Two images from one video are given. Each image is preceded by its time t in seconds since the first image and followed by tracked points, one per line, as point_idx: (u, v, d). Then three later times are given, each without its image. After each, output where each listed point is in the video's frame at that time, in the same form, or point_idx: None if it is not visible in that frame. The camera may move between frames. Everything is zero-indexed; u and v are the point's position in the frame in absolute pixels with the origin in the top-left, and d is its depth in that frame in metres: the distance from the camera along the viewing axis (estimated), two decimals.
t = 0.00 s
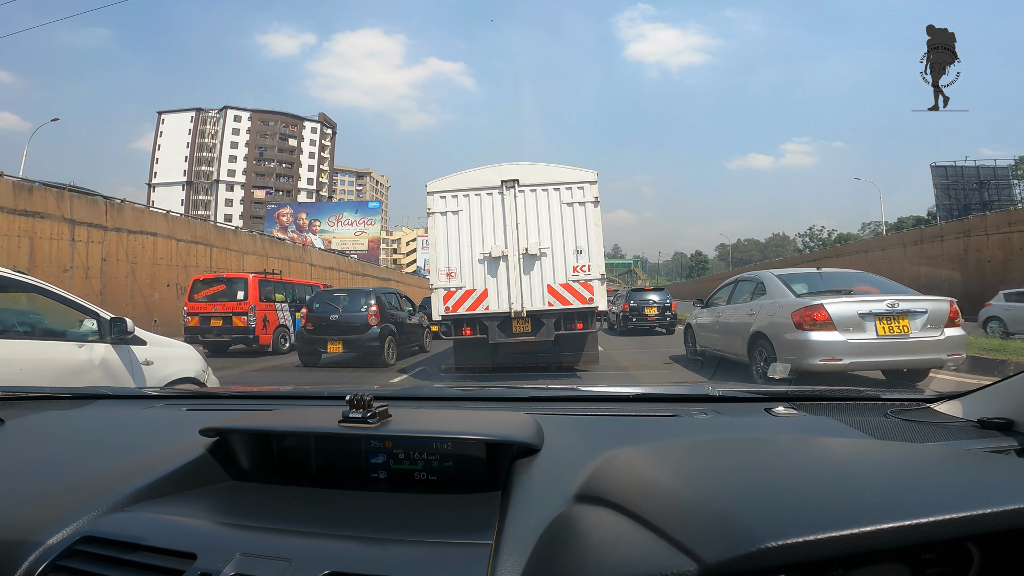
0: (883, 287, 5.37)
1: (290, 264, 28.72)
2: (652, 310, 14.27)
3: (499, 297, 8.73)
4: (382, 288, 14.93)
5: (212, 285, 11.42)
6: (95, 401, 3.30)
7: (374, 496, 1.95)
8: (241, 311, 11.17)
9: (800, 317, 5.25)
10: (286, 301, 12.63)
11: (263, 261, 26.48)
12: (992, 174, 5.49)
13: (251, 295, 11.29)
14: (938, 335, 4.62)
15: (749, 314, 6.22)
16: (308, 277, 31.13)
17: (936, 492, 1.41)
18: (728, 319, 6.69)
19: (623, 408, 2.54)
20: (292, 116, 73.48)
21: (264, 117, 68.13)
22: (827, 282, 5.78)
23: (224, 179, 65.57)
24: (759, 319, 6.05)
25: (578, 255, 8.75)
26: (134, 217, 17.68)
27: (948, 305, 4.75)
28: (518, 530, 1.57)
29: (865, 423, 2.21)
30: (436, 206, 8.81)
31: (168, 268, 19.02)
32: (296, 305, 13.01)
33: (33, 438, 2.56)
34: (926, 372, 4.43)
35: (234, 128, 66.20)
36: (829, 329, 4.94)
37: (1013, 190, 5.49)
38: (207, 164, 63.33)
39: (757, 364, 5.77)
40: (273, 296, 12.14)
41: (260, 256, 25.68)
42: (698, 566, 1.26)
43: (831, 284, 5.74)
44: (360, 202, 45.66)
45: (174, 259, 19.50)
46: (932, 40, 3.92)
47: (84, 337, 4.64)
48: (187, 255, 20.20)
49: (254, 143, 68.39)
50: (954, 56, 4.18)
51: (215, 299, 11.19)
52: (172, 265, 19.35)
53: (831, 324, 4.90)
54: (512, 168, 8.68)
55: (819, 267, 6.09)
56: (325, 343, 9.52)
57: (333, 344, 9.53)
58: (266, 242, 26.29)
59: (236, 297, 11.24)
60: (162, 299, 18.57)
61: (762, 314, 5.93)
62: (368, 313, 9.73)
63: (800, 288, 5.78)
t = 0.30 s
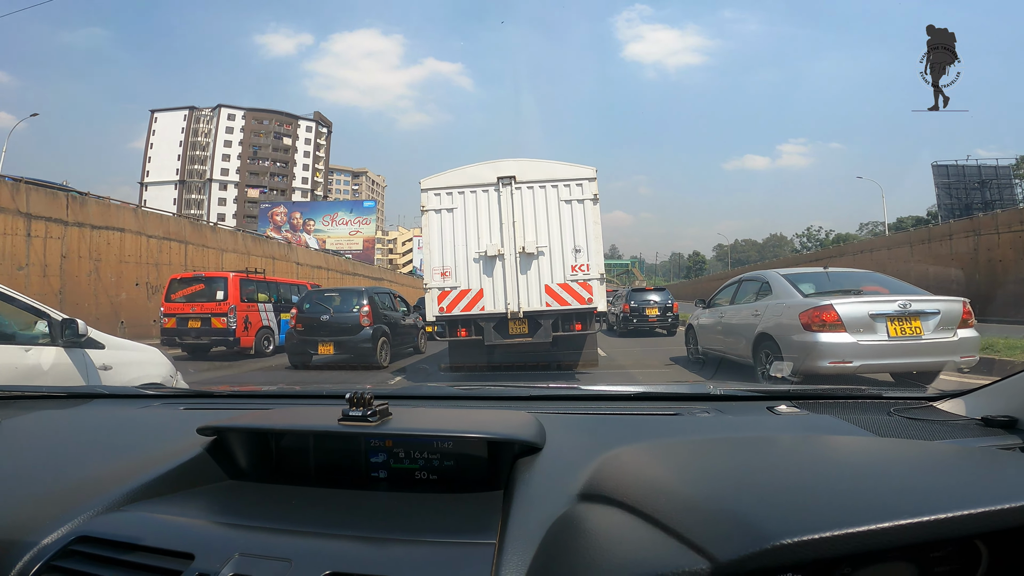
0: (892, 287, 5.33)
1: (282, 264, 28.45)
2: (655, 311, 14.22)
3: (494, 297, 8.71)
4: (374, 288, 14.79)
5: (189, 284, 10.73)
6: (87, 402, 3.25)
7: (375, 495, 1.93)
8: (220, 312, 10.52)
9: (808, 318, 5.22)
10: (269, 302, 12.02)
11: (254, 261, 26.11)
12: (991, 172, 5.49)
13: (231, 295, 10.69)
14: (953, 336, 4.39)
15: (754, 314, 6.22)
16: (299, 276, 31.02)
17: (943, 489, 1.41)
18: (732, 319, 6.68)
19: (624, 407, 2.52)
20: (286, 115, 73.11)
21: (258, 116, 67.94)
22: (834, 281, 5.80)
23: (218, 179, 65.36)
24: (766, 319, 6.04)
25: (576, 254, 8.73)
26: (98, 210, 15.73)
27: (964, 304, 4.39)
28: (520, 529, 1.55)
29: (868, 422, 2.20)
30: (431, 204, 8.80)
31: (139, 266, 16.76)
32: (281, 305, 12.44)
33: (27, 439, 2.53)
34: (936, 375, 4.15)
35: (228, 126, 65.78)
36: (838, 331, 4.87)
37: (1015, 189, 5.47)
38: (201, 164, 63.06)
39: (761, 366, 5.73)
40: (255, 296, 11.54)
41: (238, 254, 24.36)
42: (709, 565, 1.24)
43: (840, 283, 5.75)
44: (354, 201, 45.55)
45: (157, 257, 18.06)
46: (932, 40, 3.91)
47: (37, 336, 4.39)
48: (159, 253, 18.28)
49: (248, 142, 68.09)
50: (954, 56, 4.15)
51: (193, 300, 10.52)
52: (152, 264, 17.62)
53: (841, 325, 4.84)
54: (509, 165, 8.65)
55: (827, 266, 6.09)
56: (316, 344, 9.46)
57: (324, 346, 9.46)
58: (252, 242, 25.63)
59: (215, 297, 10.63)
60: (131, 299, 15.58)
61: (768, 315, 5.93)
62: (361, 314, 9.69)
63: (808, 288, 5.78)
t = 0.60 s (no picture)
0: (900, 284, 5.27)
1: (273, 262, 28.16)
2: (657, 308, 14.01)
3: (491, 295, 8.69)
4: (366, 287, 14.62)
5: (165, 283, 10.32)
6: (80, 409, 3.22)
7: (371, 503, 1.92)
8: (199, 313, 10.24)
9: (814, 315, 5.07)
10: (251, 302, 11.68)
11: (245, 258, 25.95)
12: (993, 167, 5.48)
13: (211, 295, 10.34)
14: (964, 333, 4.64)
15: (758, 313, 6.07)
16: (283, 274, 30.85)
17: (936, 500, 1.42)
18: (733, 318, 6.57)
19: (620, 411, 2.51)
20: (279, 112, 72.74)
21: (249, 113, 67.79)
22: (841, 278, 5.65)
23: (211, 177, 65.16)
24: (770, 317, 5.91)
25: (574, 251, 8.72)
26: (59, 206, 14.97)
27: (973, 301, 4.70)
28: (514, 537, 1.54)
29: (864, 425, 2.20)
30: (425, 201, 8.76)
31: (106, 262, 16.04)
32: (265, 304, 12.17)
33: (20, 448, 2.51)
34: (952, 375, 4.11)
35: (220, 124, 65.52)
36: (847, 329, 4.79)
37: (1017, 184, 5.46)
38: (194, 162, 62.83)
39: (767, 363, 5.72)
40: (237, 295, 11.18)
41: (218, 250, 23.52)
42: None
43: (847, 280, 5.61)
44: (348, 199, 45.37)
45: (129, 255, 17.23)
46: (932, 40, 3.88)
47: None
48: (128, 250, 17.31)
49: (240, 140, 67.75)
50: (955, 57, 4.14)
51: (171, 300, 10.18)
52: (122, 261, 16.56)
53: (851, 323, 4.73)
54: (505, 160, 8.63)
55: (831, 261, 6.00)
56: (308, 343, 9.44)
57: (316, 347, 9.42)
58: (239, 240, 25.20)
59: (194, 297, 10.23)
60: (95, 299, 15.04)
61: (773, 313, 5.76)
62: (354, 314, 9.68)
63: (814, 285, 5.64)
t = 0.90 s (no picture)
0: (907, 283, 5.27)
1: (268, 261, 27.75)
2: (657, 307, 13.79)
3: (486, 296, 8.69)
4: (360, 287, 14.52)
5: (144, 284, 9.94)
6: (65, 421, 3.20)
7: (354, 518, 1.91)
8: (180, 314, 10.03)
9: (822, 315, 5.07)
10: (235, 302, 11.55)
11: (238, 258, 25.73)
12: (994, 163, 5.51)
13: (192, 296, 10.21)
14: (977, 334, 4.32)
15: (762, 313, 6.06)
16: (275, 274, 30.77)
17: (904, 539, 1.44)
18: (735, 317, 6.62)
19: (604, 423, 2.52)
20: (271, 109, 72.17)
21: (243, 111, 67.86)
22: (847, 277, 5.65)
23: (205, 175, 64.96)
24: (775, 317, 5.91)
25: (570, 250, 8.71)
26: (18, 201, 13.47)
27: (987, 301, 4.40)
28: (488, 560, 1.56)
29: (847, 440, 2.21)
30: (420, 200, 8.74)
31: (71, 262, 13.45)
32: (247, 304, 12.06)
33: (5, 462, 2.50)
34: (961, 373, 4.08)
35: (213, 122, 65.41)
36: (856, 330, 4.76)
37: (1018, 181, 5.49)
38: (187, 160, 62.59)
39: (772, 368, 5.61)
40: (220, 296, 11.08)
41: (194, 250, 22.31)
42: None
43: (855, 279, 5.61)
44: (343, 197, 45.43)
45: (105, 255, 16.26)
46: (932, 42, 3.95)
47: None
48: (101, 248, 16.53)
49: (234, 138, 67.44)
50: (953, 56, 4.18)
51: (151, 301, 9.82)
52: (93, 262, 15.22)
53: (860, 324, 4.74)
54: (500, 159, 8.62)
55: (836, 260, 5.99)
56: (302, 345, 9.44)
57: (311, 348, 9.44)
58: (232, 239, 24.76)
59: (175, 298, 10.07)
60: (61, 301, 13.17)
61: (779, 314, 5.75)
62: (348, 315, 9.65)
63: (820, 284, 5.61)
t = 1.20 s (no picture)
0: (921, 279, 5.13)
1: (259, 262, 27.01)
2: (657, 307, 13.63)
3: (484, 295, 8.63)
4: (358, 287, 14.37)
5: (125, 284, 9.83)
6: (52, 418, 3.14)
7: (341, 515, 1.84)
8: (162, 316, 9.78)
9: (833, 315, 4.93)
10: (223, 303, 11.18)
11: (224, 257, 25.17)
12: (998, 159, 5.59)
13: (175, 297, 9.89)
14: (996, 332, 4.19)
15: (770, 311, 5.91)
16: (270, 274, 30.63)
17: (903, 537, 1.40)
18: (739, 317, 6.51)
19: (600, 418, 2.47)
20: (266, 109, 71.96)
21: (238, 111, 67.75)
22: (858, 274, 5.46)
23: (199, 176, 64.71)
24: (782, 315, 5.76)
25: (568, 249, 8.67)
26: None
27: (1005, 299, 4.28)
28: (475, 558, 1.51)
29: (849, 435, 2.16)
30: (417, 199, 8.68)
31: (36, 261, 14.22)
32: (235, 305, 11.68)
33: None
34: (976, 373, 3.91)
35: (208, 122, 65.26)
36: (870, 330, 4.63)
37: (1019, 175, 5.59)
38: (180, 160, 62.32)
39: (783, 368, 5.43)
40: (206, 296, 10.72)
41: (179, 249, 21.60)
42: None
43: (865, 276, 5.43)
44: (339, 197, 45.05)
45: (77, 252, 15.93)
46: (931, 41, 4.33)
47: None
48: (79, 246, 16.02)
49: (228, 138, 67.07)
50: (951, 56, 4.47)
51: (132, 302, 9.74)
52: (60, 260, 15.10)
53: (875, 322, 4.60)
54: (497, 158, 8.57)
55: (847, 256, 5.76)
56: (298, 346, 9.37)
57: (307, 349, 9.37)
58: (221, 237, 24.05)
59: (157, 299, 9.83)
60: (23, 301, 12.88)
61: (787, 312, 5.58)
62: (344, 315, 9.59)
63: (831, 281, 5.42)
